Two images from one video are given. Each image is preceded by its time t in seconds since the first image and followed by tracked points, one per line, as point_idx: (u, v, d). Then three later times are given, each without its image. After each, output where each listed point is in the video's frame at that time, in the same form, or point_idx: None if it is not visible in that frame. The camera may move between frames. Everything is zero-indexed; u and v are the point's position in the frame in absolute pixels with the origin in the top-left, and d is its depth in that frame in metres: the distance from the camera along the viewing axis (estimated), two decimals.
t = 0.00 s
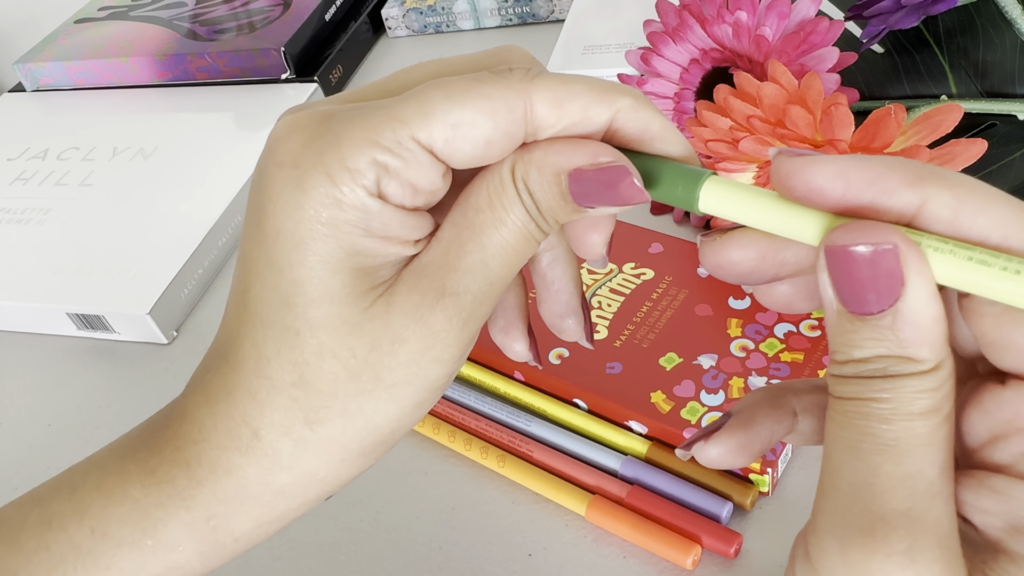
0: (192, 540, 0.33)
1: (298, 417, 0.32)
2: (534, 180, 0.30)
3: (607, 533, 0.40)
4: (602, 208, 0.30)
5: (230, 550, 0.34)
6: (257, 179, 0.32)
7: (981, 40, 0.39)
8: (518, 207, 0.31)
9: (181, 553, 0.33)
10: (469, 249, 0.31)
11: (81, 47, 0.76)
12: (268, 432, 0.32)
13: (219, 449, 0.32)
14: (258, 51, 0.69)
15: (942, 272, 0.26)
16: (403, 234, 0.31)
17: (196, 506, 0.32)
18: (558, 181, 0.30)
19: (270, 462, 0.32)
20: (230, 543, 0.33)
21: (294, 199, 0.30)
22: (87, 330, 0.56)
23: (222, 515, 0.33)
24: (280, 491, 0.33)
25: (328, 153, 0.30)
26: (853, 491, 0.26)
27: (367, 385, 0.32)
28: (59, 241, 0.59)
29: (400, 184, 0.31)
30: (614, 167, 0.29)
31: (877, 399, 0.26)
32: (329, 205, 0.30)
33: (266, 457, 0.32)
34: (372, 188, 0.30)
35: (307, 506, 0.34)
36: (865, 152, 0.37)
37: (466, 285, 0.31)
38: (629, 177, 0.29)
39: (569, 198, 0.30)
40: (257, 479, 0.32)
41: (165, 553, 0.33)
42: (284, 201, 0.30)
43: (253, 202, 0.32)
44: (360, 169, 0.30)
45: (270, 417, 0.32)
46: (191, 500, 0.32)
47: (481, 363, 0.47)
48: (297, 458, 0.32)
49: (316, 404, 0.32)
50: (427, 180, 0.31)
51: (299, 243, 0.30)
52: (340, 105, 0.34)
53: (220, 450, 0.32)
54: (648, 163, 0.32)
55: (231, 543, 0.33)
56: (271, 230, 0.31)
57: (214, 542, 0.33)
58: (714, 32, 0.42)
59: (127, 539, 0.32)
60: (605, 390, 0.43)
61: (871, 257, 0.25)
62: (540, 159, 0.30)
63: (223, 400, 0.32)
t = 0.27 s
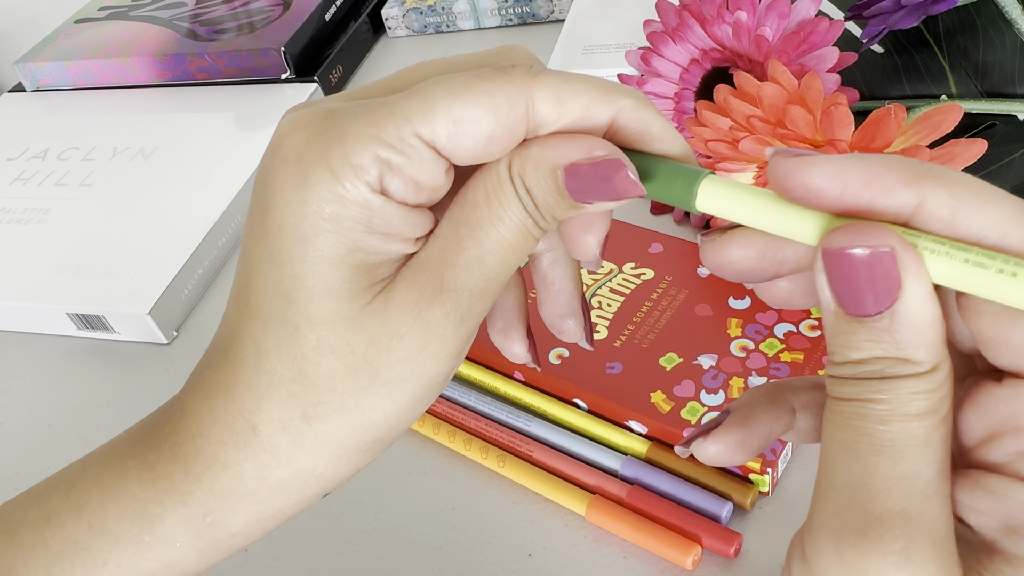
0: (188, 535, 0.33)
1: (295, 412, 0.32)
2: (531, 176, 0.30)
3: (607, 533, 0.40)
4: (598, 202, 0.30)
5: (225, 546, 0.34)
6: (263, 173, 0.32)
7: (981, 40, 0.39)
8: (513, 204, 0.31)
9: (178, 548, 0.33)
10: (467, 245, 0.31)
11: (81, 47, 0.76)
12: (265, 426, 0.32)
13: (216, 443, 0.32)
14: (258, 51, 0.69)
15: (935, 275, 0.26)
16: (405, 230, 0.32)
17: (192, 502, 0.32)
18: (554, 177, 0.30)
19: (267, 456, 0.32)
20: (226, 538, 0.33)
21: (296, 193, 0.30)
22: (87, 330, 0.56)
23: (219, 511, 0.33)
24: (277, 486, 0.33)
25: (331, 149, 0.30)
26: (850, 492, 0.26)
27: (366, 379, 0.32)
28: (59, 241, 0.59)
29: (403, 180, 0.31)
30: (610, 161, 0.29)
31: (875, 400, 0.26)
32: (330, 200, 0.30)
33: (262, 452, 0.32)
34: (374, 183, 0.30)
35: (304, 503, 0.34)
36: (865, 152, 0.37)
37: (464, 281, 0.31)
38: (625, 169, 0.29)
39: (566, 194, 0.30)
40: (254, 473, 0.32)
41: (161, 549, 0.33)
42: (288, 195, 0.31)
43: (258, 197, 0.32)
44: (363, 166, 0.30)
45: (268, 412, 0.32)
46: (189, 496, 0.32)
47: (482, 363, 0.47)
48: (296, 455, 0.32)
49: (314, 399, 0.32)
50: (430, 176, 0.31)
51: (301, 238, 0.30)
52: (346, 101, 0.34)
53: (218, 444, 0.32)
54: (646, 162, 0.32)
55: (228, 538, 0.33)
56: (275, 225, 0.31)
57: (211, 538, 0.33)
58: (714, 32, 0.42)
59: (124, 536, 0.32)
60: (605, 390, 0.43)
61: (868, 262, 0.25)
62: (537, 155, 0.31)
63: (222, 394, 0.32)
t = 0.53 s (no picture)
0: (189, 532, 0.33)
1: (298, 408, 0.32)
2: (523, 166, 0.30)
3: (607, 533, 0.40)
4: (594, 183, 0.30)
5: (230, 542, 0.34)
6: (278, 169, 0.33)
7: (981, 40, 0.39)
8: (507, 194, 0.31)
9: (180, 546, 0.33)
10: (462, 238, 0.31)
11: (81, 47, 0.76)
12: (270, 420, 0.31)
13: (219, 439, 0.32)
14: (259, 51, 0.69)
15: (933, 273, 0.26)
16: (416, 225, 0.32)
17: (194, 499, 0.32)
18: (546, 163, 0.30)
19: (270, 453, 0.32)
20: (228, 535, 0.33)
21: (311, 186, 0.31)
22: (87, 330, 0.56)
23: (222, 508, 0.32)
24: (279, 483, 0.33)
25: (346, 144, 0.31)
26: (841, 495, 0.26)
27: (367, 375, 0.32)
28: (59, 241, 0.59)
29: (417, 174, 0.31)
30: (596, 140, 0.29)
31: (869, 403, 0.26)
32: (344, 194, 0.31)
33: (266, 448, 0.32)
34: (388, 177, 0.31)
35: (305, 500, 0.34)
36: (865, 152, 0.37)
37: (462, 275, 0.31)
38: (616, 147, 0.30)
39: (559, 179, 0.30)
40: (256, 469, 0.32)
41: (163, 546, 0.33)
42: (303, 190, 0.31)
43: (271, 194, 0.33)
44: (378, 160, 0.31)
45: (272, 406, 0.32)
46: (191, 493, 0.32)
47: (482, 363, 0.47)
48: (297, 450, 0.32)
49: (315, 395, 0.32)
50: (444, 169, 0.32)
51: (314, 232, 0.31)
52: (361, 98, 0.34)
53: (220, 440, 0.32)
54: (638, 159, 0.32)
55: (230, 536, 0.33)
56: (288, 221, 0.31)
57: (212, 535, 0.33)
58: (714, 32, 0.42)
59: (127, 532, 0.32)
60: (605, 390, 0.43)
61: (868, 265, 0.25)
62: (527, 143, 0.31)
63: (228, 389, 0.32)
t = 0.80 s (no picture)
0: (210, 542, 0.32)
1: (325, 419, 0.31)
2: (523, 165, 0.32)
3: (607, 533, 0.40)
4: (591, 158, 0.30)
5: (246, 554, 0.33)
6: (322, 189, 0.34)
7: (981, 40, 0.39)
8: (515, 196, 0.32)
9: (202, 556, 0.32)
10: (479, 251, 0.32)
11: (80, 47, 0.76)
12: (297, 434, 0.31)
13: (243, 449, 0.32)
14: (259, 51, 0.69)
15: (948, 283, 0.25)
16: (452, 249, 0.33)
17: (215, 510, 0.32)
18: (544, 156, 0.31)
19: (295, 464, 0.32)
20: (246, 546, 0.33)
21: (358, 205, 0.32)
22: (87, 330, 0.56)
23: (242, 519, 0.32)
24: (299, 495, 0.32)
25: (393, 165, 0.32)
26: (841, 505, 0.26)
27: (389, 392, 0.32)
28: (59, 241, 0.59)
29: (458, 198, 0.33)
30: (581, 114, 0.30)
31: (877, 414, 0.26)
32: (390, 214, 0.32)
33: (291, 459, 0.32)
34: (431, 199, 0.32)
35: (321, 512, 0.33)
36: (865, 152, 0.36)
37: (476, 289, 0.32)
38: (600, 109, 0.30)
39: (558, 167, 0.31)
40: (280, 479, 0.32)
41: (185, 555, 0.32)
42: (349, 210, 0.32)
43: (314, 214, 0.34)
44: (421, 179, 0.32)
45: (299, 418, 0.31)
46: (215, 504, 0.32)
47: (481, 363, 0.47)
48: (320, 463, 0.32)
49: (342, 411, 0.31)
50: (483, 192, 0.33)
51: (354, 248, 0.32)
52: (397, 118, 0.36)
53: (245, 449, 0.32)
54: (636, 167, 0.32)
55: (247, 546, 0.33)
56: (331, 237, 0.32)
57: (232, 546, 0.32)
58: (714, 32, 0.42)
59: (148, 543, 0.31)
60: (605, 390, 0.43)
61: (891, 272, 0.25)
62: (524, 142, 0.32)
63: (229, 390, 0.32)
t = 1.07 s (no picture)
0: (209, 560, 0.31)
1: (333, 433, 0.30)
2: (553, 183, 0.31)
3: (607, 533, 0.40)
4: (621, 173, 0.30)
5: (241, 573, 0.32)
6: (349, 183, 0.33)
7: (981, 41, 0.40)
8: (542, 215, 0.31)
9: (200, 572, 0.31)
10: (500, 269, 0.31)
11: (80, 47, 0.76)
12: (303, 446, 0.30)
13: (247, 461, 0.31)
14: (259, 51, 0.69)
15: (1001, 296, 0.24)
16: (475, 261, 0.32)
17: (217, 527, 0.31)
18: (574, 174, 0.30)
19: (298, 480, 0.31)
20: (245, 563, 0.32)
21: (384, 207, 0.31)
22: (87, 330, 0.56)
23: (241, 536, 0.31)
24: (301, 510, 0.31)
25: (422, 168, 0.32)
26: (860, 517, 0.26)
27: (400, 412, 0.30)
28: (59, 241, 0.59)
29: (486, 208, 0.32)
30: (613, 129, 0.30)
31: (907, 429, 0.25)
32: (415, 218, 0.31)
33: (296, 473, 0.31)
34: (459, 207, 0.31)
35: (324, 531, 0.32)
36: (865, 152, 0.36)
37: (499, 307, 0.30)
38: (635, 123, 0.31)
39: (588, 184, 0.30)
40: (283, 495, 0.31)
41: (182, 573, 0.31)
42: (373, 208, 0.31)
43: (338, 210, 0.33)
44: (452, 187, 0.31)
45: (307, 431, 0.30)
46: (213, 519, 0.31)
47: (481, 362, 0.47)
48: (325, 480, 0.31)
49: (350, 423, 0.30)
50: (513, 205, 0.32)
51: (376, 253, 0.31)
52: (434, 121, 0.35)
53: (249, 461, 0.31)
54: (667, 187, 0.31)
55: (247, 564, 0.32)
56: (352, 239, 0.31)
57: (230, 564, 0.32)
58: (714, 32, 0.42)
59: (144, 559, 0.31)
60: (605, 390, 0.43)
61: (945, 281, 0.24)
62: (556, 159, 0.31)
63: (229, 391, 0.32)
